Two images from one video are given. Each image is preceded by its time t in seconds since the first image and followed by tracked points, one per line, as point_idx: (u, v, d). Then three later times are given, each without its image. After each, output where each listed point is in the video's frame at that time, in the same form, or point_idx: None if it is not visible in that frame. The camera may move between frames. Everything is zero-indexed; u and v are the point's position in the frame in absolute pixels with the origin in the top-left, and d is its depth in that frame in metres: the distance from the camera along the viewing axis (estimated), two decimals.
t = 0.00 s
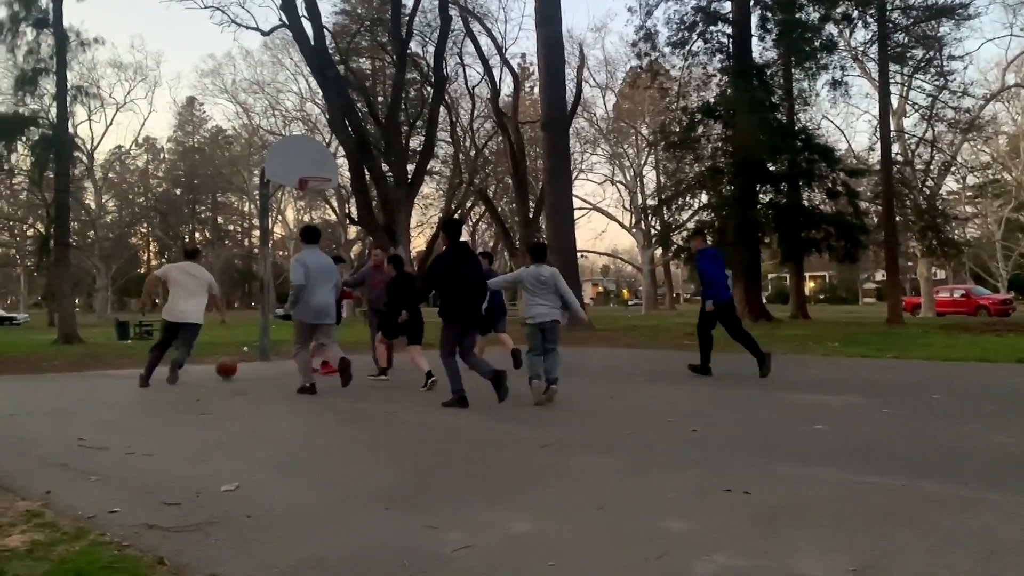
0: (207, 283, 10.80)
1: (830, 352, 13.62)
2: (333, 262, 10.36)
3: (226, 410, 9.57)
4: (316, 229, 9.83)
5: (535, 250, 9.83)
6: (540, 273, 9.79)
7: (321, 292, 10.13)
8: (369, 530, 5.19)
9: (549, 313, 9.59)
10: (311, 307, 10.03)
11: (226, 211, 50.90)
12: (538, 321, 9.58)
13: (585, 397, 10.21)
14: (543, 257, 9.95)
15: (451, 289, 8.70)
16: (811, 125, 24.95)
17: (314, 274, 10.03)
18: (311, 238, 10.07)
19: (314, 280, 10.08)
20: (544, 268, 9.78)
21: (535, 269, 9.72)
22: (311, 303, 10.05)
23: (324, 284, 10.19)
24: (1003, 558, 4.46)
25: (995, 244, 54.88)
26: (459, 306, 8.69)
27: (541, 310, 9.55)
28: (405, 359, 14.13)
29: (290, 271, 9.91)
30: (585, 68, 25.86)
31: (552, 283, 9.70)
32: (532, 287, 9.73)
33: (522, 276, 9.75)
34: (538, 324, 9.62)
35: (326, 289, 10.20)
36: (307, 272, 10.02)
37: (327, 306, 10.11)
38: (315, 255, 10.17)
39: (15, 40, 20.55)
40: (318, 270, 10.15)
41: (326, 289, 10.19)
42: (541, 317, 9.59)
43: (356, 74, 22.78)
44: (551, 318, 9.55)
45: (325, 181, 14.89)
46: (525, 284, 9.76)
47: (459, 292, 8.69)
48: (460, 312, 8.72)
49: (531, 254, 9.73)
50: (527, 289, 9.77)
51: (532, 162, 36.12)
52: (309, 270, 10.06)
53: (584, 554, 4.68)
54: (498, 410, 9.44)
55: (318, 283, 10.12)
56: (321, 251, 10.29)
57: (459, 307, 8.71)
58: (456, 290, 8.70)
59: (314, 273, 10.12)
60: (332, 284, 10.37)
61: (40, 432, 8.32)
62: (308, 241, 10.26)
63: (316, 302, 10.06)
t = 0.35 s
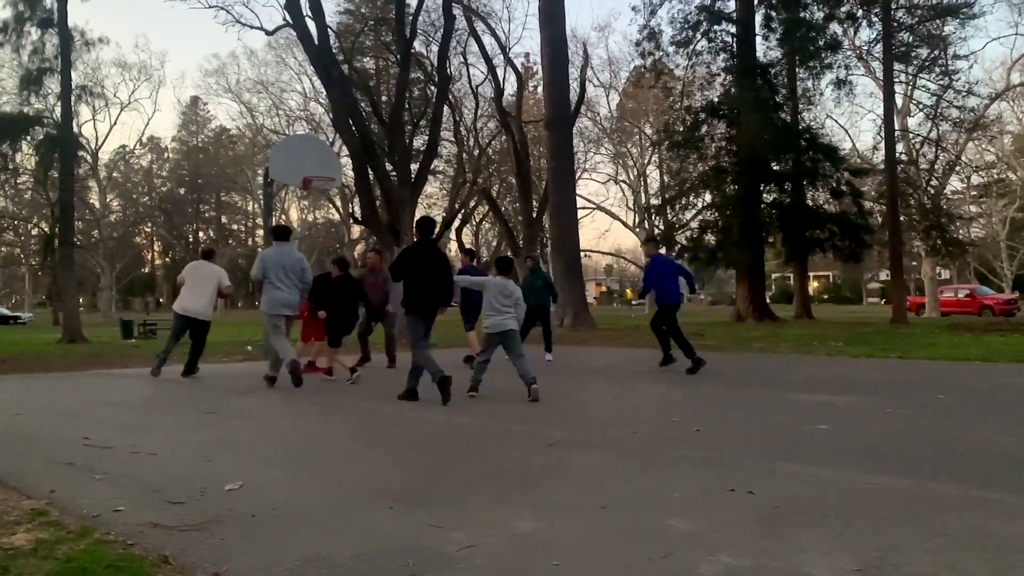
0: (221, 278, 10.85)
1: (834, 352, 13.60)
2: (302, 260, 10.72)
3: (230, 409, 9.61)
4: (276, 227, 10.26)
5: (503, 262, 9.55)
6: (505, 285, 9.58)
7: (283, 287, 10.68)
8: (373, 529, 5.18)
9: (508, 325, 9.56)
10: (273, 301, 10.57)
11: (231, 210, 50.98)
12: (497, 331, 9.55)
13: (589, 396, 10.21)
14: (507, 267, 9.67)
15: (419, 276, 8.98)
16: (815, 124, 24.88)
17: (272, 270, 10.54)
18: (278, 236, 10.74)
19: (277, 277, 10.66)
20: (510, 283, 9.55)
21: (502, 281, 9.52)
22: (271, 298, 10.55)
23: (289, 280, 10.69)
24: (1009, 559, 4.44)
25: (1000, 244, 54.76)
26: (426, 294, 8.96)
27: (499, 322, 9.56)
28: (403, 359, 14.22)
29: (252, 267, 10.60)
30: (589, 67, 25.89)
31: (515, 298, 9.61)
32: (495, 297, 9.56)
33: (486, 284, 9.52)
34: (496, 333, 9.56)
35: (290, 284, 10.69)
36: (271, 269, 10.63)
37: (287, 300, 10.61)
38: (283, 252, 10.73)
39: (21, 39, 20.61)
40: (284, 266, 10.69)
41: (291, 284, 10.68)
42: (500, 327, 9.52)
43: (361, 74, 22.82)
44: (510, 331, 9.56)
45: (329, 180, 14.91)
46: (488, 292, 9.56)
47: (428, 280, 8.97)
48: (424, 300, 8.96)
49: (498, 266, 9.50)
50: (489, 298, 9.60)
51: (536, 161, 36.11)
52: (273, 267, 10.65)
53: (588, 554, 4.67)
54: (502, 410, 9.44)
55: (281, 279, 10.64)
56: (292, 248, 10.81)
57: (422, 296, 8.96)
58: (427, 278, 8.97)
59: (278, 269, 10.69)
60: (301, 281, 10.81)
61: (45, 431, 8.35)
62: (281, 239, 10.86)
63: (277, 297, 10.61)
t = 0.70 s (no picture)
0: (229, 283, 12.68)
1: (828, 355, 13.64)
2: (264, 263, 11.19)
3: (223, 410, 9.60)
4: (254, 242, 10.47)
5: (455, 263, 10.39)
6: (457, 286, 10.45)
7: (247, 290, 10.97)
8: (365, 531, 5.17)
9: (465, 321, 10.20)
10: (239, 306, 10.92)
11: (225, 211, 50.89)
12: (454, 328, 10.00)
13: (583, 398, 10.20)
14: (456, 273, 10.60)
15: (386, 274, 9.45)
16: (809, 128, 24.96)
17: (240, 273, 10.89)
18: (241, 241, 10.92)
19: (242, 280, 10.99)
20: (462, 282, 10.45)
21: (454, 281, 10.35)
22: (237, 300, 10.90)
23: (252, 282, 11.08)
24: (1000, 562, 4.45)
25: (993, 249, 55.01)
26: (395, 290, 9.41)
27: (458, 317, 10.09)
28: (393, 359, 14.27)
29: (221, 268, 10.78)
30: (584, 70, 25.82)
31: (468, 296, 10.43)
32: (450, 297, 10.33)
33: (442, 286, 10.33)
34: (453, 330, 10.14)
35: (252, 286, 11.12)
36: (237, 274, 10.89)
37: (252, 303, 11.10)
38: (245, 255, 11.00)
39: (14, 38, 20.53)
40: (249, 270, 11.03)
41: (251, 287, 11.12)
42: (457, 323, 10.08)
43: (356, 75, 22.81)
44: (467, 324, 10.09)
45: (324, 182, 14.94)
46: (443, 292, 10.32)
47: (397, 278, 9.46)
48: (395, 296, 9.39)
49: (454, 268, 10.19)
50: (443, 298, 10.34)
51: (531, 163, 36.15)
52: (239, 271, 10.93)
53: (581, 555, 4.67)
54: (496, 412, 9.45)
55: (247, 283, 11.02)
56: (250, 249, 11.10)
57: (392, 292, 9.39)
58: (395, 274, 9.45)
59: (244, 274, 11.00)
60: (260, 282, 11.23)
61: (36, 432, 8.31)
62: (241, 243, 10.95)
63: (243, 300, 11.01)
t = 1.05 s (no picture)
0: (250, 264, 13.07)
1: (822, 356, 13.69)
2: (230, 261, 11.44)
3: (217, 410, 9.57)
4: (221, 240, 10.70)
5: (413, 266, 10.46)
6: (416, 288, 10.51)
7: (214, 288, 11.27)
8: (360, 531, 5.16)
9: (423, 322, 10.41)
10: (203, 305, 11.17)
11: (220, 210, 50.78)
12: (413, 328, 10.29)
13: (577, 399, 10.21)
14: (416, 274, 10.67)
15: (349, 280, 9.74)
16: (804, 129, 24.99)
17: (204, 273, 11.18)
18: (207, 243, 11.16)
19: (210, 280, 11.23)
20: (421, 284, 10.49)
21: (413, 283, 10.41)
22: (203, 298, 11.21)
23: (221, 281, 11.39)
24: (995, 563, 4.46)
25: (986, 251, 55.22)
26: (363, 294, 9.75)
27: (417, 320, 10.29)
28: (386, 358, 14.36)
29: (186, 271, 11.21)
30: (580, 71, 25.81)
31: (426, 298, 10.52)
32: (409, 299, 10.42)
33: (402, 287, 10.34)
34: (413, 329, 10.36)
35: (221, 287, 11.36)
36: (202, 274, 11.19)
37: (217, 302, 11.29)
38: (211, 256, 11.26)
39: (9, 37, 20.48)
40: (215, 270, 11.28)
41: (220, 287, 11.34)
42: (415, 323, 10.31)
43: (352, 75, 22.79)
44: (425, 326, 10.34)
45: (319, 182, 14.89)
46: (402, 294, 10.36)
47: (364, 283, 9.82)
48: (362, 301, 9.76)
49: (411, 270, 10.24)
50: (403, 299, 10.44)
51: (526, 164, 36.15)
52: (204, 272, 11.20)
53: (575, 556, 4.67)
54: (491, 412, 9.44)
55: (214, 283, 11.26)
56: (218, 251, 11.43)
57: (359, 295, 9.73)
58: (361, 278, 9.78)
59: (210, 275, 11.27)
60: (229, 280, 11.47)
61: (29, 431, 8.27)
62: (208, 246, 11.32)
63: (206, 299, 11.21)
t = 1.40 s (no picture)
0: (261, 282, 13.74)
1: (818, 358, 13.72)
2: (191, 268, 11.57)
3: (213, 410, 9.56)
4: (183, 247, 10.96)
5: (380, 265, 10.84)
6: (384, 287, 10.80)
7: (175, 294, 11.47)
8: (355, 532, 5.16)
9: (389, 322, 10.75)
10: (166, 310, 11.39)
11: (216, 211, 50.66)
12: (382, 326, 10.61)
13: (573, 399, 10.23)
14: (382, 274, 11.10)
15: (322, 286, 10.22)
16: (801, 131, 25.01)
17: (165, 281, 11.43)
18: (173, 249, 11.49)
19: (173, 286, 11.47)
20: (388, 284, 10.78)
21: (379, 283, 10.71)
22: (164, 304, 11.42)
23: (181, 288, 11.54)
24: (989, 564, 4.48)
25: (981, 253, 55.34)
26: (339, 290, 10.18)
27: (382, 321, 10.66)
28: (379, 357, 14.43)
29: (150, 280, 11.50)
30: (577, 72, 25.80)
31: (395, 297, 10.81)
32: (376, 299, 10.75)
33: (369, 286, 10.71)
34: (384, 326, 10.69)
35: (185, 295, 11.61)
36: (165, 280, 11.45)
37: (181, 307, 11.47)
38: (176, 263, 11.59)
39: (5, 36, 20.43)
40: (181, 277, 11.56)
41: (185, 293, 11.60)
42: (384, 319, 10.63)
43: (349, 75, 22.76)
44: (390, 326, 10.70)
45: (316, 182, 14.93)
46: (370, 294, 10.71)
47: (340, 281, 10.28)
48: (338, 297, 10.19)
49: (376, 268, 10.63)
50: (371, 298, 10.76)
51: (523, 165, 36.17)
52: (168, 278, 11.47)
53: (571, 557, 4.67)
54: (487, 412, 9.45)
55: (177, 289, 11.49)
56: (183, 259, 11.73)
57: (330, 300, 10.20)
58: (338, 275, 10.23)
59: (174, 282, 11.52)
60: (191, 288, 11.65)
61: (24, 431, 8.25)
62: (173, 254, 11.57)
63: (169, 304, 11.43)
